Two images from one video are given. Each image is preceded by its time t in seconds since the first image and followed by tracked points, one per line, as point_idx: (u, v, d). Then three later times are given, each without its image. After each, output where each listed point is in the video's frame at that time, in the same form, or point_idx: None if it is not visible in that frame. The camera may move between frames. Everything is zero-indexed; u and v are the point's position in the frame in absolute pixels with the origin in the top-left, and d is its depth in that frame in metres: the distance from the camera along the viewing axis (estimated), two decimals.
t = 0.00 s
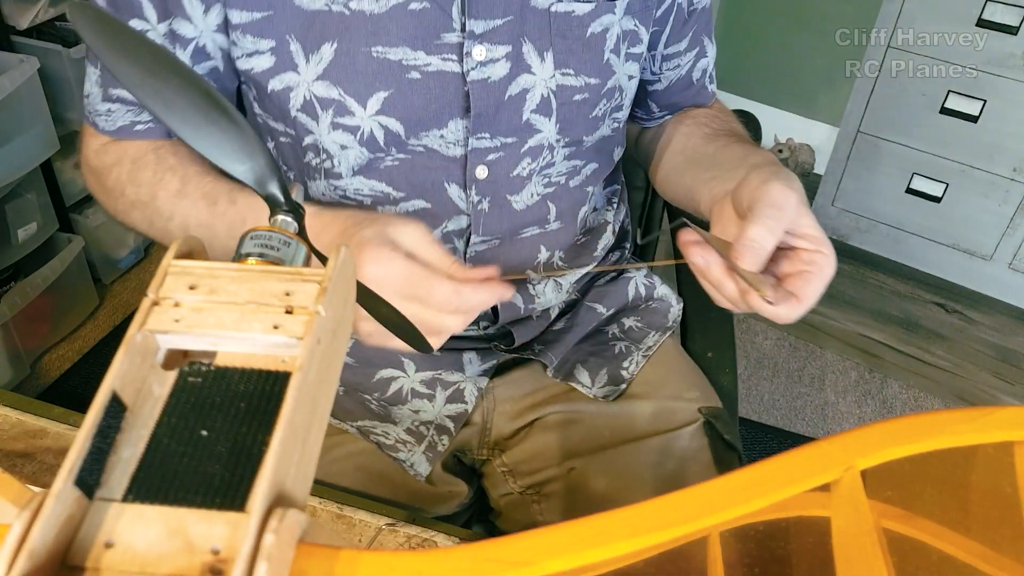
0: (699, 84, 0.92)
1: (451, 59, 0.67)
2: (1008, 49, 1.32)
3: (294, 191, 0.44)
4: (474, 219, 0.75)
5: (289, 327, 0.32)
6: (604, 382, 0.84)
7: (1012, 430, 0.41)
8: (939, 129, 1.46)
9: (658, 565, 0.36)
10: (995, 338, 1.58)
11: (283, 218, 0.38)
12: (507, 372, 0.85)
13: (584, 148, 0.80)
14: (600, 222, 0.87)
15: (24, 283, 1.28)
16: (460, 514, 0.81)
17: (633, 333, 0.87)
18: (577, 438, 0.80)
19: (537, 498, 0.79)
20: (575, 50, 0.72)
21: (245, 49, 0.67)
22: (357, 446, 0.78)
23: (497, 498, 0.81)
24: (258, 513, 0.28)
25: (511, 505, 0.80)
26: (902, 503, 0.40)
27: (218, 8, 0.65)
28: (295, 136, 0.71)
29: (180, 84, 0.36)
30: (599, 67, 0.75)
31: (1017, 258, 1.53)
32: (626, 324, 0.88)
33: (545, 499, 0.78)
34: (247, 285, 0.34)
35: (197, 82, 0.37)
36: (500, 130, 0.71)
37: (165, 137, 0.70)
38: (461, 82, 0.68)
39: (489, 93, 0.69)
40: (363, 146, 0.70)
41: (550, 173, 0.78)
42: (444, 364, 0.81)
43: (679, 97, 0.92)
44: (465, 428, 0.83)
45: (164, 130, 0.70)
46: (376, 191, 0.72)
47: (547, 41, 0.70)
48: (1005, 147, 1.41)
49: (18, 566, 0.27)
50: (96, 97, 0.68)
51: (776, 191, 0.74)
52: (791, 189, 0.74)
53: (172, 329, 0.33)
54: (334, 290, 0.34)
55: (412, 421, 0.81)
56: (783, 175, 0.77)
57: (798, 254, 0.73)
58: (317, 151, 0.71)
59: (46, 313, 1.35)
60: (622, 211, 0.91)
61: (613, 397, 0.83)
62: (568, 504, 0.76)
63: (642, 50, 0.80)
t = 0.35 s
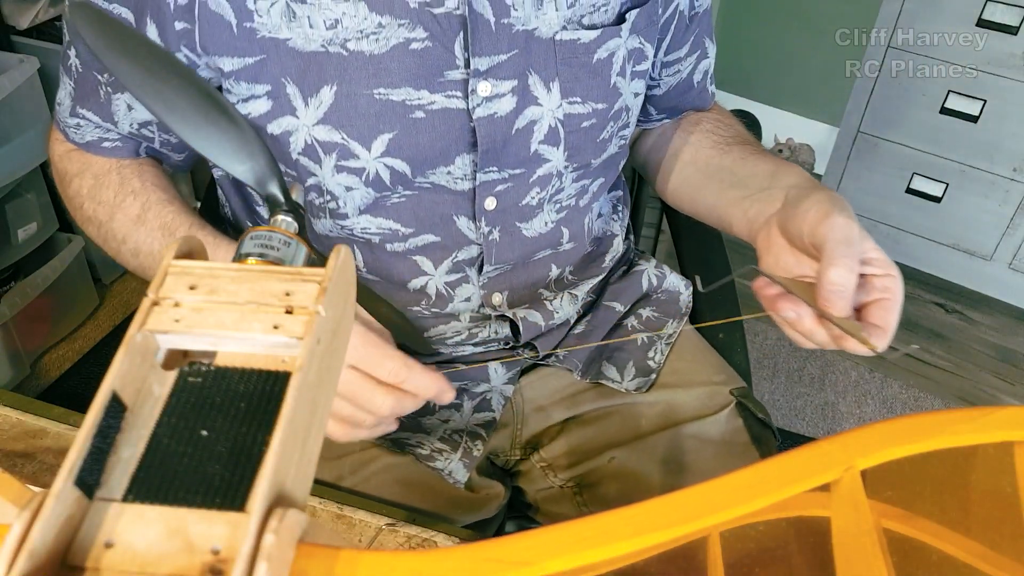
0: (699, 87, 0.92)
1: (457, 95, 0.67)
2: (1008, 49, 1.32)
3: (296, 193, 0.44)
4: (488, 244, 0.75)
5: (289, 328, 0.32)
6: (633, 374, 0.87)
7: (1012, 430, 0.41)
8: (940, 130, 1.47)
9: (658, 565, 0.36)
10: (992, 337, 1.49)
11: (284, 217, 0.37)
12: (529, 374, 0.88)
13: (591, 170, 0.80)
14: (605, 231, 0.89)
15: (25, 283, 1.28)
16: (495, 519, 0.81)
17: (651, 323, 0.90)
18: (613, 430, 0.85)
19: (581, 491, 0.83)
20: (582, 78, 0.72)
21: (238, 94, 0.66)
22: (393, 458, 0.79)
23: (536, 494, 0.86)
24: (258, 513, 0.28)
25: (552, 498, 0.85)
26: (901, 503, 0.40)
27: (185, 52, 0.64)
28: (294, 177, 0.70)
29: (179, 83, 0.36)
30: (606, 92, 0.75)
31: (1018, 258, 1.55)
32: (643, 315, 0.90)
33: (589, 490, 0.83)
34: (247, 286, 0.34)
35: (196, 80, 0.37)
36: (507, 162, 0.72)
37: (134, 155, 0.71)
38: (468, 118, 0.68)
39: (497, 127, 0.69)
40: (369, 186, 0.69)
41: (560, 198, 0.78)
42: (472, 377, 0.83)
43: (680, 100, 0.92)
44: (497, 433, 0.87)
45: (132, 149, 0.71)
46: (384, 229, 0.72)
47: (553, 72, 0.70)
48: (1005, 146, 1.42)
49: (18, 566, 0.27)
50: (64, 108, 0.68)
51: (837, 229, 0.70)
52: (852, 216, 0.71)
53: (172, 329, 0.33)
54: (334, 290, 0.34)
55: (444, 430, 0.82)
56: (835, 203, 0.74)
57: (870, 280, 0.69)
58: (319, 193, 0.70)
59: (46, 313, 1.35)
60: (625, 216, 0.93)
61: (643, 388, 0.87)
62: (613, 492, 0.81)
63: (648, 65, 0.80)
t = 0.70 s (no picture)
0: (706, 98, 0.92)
1: (471, 113, 0.67)
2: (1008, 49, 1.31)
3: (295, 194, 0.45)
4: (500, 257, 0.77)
5: (289, 328, 0.32)
6: (645, 373, 0.87)
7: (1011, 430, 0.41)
8: (940, 130, 1.46)
9: (659, 564, 0.36)
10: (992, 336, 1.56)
11: (283, 218, 0.38)
12: (541, 376, 0.88)
13: (600, 183, 0.81)
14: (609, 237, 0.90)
15: (26, 283, 1.29)
16: (513, 521, 0.80)
17: (660, 321, 0.90)
18: (626, 431, 0.85)
19: (594, 492, 0.83)
20: (595, 95, 0.72)
21: (249, 104, 0.66)
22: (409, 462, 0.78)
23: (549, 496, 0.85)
24: (258, 513, 0.28)
25: (566, 499, 0.84)
26: (900, 503, 0.40)
27: (191, 53, 0.65)
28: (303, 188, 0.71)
29: (179, 84, 0.36)
30: (619, 110, 0.75)
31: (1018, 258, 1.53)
32: (650, 314, 0.90)
33: (601, 492, 0.82)
34: (247, 286, 0.34)
35: (196, 80, 0.37)
36: (520, 178, 0.72)
37: (120, 135, 0.71)
38: (481, 135, 0.68)
39: (511, 144, 0.69)
40: (379, 200, 0.71)
41: (567, 209, 0.79)
42: (482, 381, 0.83)
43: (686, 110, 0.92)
44: (509, 437, 0.86)
45: (118, 129, 0.70)
46: (395, 242, 0.74)
47: (567, 90, 0.70)
48: (1005, 147, 1.41)
49: (18, 566, 0.27)
50: (58, 78, 0.68)
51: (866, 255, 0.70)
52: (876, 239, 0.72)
53: (172, 329, 0.33)
54: (334, 290, 0.34)
55: (459, 434, 0.82)
56: (860, 226, 0.74)
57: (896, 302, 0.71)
58: (328, 204, 0.72)
59: (46, 312, 1.35)
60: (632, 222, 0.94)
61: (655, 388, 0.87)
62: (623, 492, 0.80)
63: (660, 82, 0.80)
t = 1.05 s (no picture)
0: (717, 108, 0.92)
1: (490, 114, 0.68)
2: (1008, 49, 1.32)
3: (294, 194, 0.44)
4: (512, 260, 0.77)
5: (289, 328, 0.32)
6: (645, 375, 0.88)
7: (1010, 430, 0.41)
8: (939, 129, 1.46)
9: (660, 563, 0.36)
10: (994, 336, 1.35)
11: (283, 217, 0.37)
12: (542, 378, 0.88)
13: (612, 188, 0.81)
14: (618, 244, 0.91)
15: (25, 283, 1.29)
16: (511, 520, 0.80)
17: (660, 323, 0.91)
18: (625, 431, 0.85)
19: (594, 492, 0.82)
20: (612, 98, 0.73)
21: (268, 99, 0.67)
22: (410, 463, 0.77)
23: (548, 497, 0.85)
24: (258, 514, 0.28)
25: (567, 500, 0.83)
26: (900, 504, 0.40)
27: (210, 47, 0.65)
28: (319, 184, 0.72)
29: (178, 84, 0.36)
30: (634, 114, 0.75)
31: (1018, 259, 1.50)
32: (651, 315, 0.91)
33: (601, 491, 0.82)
34: (246, 286, 0.34)
35: (195, 80, 0.37)
36: (535, 180, 0.72)
37: (138, 135, 0.71)
38: (499, 135, 0.69)
39: (528, 146, 0.69)
40: (395, 198, 0.71)
41: (579, 213, 0.79)
42: (486, 381, 0.84)
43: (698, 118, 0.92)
44: (509, 437, 0.86)
45: (137, 128, 0.71)
46: (408, 242, 0.74)
47: (585, 92, 0.71)
48: (1006, 147, 1.41)
49: (18, 566, 0.27)
50: (76, 74, 0.68)
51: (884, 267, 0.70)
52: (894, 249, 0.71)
53: (172, 329, 0.33)
54: (334, 290, 0.34)
55: (459, 434, 0.82)
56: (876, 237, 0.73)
57: (917, 311, 0.70)
58: (343, 201, 0.72)
59: (46, 313, 1.35)
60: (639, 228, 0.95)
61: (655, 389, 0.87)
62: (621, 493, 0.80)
63: (674, 88, 0.81)
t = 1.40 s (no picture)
0: (725, 111, 0.92)
1: (504, 114, 0.68)
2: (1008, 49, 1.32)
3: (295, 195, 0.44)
4: (521, 262, 0.77)
5: (289, 328, 0.32)
6: (645, 375, 0.88)
7: (1009, 429, 0.41)
8: (939, 129, 1.47)
9: (661, 562, 0.36)
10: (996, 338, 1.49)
11: (283, 217, 0.37)
12: (543, 378, 0.89)
13: (622, 190, 0.82)
14: (624, 247, 0.91)
15: (25, 283, 1.29)
16: (511, 519, 0.80)
17: (660, 322, 0.91)
18: (625, 431, 0.85)
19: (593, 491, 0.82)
20: (625, 101, 0.73)
21: (282, 96, 0.67)
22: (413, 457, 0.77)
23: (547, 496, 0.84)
24: (258, 514, 0.28)
25: (566, 500, 0.83)
26: (900, 504, 0.40)
27: (226, 43, 0.65)
28: (330, 180, 0.72)
29: (178, 84, 0.36)
30: (646, 117, 0.76)
31: (1017, 259, 1.54)
32: (651, 315, 0.91)
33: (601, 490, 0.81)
34: (247, 286, 0.34)
35: (195, 80, 0.37)
36: (547, 180, 0.72)
37: (145, 131, 0.71)
38: (512, 135, 0.69)
39: (542, 147, 0.69)
40: (406, 196, 0.71)
41: (588, 215, 0.79)
42: (489, 382, 0.84)
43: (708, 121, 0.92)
44: (510, 437, 0.87)
45: (144, 125, 0.71)
46: (418, 240, 0.74)
47: (598, 94, 0.71)
48: (1006, 147, 1.42)
49: (18, 566, 0.27)
50: (89, 68, 0.67)
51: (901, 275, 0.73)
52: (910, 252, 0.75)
53: (172, 329, 0.33)
54: (334, 290, 0.34)
55: (461, 434, 0.82)
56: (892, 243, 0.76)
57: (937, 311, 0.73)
58: (354, 198, 0.72)
59: (46, 313, 1.35)
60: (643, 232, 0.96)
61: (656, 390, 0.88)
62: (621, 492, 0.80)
63: (684, 93, 0.81)
